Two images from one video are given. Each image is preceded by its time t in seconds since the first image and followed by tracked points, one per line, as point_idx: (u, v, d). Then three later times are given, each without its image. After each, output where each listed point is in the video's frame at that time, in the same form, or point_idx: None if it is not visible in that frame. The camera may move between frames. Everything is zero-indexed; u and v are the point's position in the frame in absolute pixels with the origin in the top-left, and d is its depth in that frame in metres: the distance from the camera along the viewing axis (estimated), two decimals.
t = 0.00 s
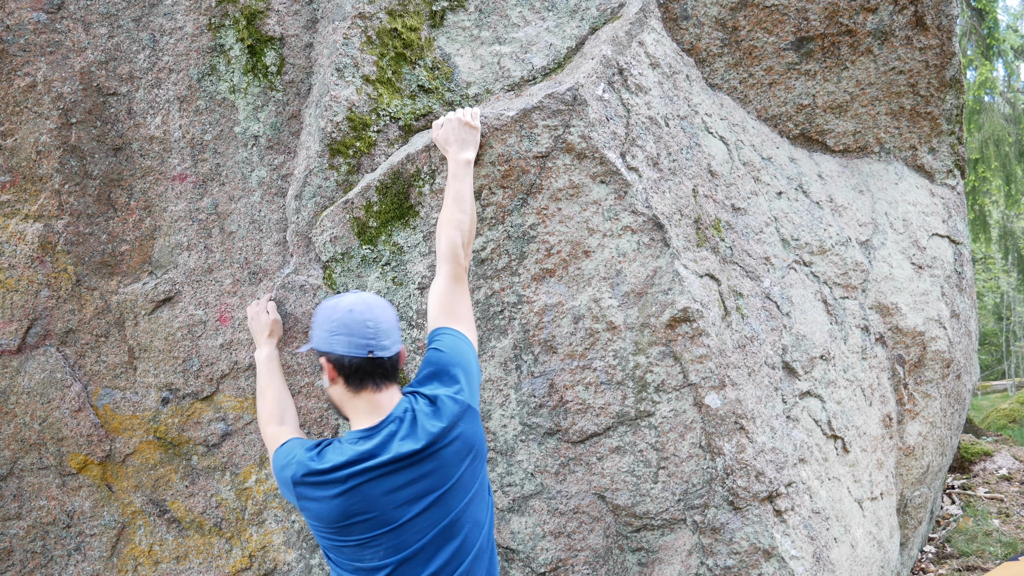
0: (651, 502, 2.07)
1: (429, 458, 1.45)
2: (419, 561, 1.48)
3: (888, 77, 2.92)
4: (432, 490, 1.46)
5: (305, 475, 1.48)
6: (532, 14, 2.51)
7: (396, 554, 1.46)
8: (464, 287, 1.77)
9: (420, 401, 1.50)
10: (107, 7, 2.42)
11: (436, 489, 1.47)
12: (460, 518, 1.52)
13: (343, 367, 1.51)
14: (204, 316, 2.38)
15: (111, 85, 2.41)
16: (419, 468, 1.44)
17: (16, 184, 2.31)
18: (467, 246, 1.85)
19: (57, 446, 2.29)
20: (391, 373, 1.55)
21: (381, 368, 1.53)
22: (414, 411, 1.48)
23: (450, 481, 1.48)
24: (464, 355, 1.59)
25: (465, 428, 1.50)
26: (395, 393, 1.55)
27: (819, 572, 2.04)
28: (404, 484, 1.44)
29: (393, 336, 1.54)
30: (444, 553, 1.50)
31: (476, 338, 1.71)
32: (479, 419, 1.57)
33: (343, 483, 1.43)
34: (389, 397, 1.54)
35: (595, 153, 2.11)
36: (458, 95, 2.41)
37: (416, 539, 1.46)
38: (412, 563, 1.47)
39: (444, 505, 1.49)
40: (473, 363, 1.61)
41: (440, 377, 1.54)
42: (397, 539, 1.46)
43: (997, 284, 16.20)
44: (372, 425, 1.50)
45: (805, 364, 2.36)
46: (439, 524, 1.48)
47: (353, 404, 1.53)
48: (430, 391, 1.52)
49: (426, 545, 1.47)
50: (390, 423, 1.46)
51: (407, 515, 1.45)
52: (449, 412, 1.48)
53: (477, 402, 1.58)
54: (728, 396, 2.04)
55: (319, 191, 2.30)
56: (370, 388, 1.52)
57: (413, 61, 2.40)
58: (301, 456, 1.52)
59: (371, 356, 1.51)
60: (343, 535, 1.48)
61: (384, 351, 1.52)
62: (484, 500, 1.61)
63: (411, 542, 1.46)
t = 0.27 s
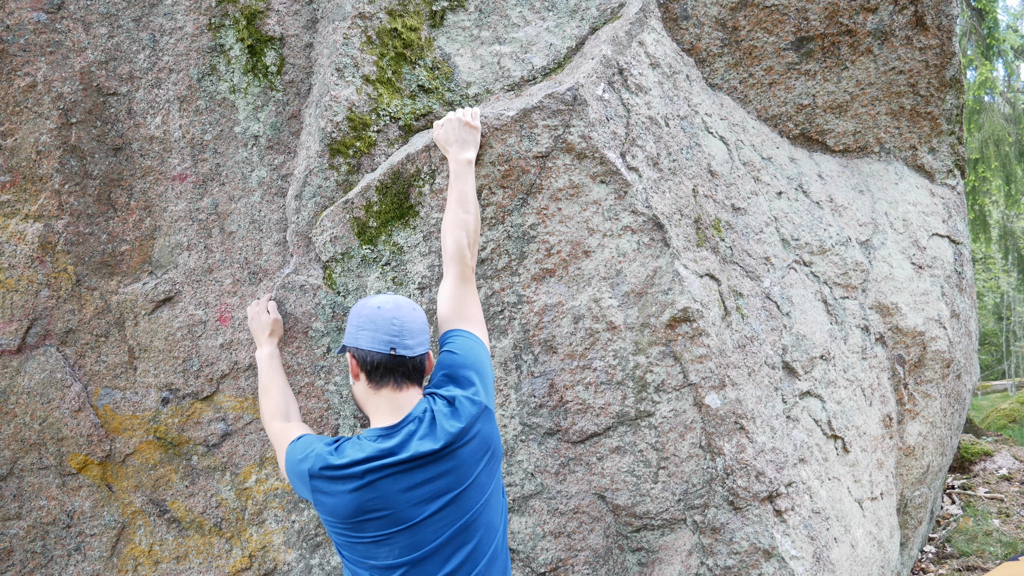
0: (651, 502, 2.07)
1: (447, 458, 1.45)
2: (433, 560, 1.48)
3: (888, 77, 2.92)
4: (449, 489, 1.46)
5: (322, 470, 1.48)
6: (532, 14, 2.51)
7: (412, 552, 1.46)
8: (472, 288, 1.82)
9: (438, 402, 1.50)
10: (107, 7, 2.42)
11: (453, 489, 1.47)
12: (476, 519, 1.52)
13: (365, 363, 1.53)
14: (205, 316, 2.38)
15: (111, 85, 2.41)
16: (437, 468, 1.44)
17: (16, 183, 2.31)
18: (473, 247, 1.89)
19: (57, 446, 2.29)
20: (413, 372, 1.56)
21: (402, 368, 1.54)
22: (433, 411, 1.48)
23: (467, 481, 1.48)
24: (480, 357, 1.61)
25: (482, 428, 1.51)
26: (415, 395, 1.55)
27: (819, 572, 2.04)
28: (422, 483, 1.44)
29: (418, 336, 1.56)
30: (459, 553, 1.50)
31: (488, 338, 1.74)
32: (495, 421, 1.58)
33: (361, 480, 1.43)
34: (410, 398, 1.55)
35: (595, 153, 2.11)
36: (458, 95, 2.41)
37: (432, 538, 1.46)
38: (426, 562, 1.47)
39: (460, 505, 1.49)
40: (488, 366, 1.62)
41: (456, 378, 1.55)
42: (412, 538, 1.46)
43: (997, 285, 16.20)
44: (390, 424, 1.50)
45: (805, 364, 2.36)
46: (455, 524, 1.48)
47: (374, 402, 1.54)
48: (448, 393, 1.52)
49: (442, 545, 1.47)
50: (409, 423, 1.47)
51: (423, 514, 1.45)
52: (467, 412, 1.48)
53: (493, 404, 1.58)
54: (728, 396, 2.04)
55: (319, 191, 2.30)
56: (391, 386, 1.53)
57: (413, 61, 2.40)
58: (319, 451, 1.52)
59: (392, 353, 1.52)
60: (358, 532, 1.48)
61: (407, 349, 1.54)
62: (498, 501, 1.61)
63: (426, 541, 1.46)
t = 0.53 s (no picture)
0: (651, 502, 2.07)
1: (450, 457, 1.44)
2: (440, 562, 1.46)
3: (888, 77, 2.92)
4: (453, 489, 1.45)
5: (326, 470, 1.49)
6: (532, 14, 2.51)
7: (418, 553, 1.45)
8: (475, 286, 1.84)
9: (440, 401, 1.51)
10: (107, 7, 2.42)
11: (457, 488, 1.46)
12: (482, 519, 1.51)
13: (371, 366, 1.56)
14: (205, 316, 2.38)
15: (111, 85, 2.41)
16: (441, 467, 1.44)
17: (16, 183, 2.31)
18: (474, 245, 1.90)
19: (57, 446, 2.29)
20: (419, 375, 1.58)
21: (406, 370, 1.56)
22: (435, 411, 1.48)
23: (472, 481, 1.47)
24: (481, 357, 1.61)
25: (486, 427, 1.51)
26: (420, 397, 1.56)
27: (819, 572, 2.04)
28: (425, 483, 1.43)
29: (422, 339, 1.58)
30: (466, 554, 1.48)
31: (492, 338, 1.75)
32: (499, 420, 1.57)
33: (363, 480, 1.43)
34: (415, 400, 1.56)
35: (595, 153, 2.11)
36: (458, 95, 2.41)
37: (438, 539, 1.45)
38: (432, 563, 1.46)
39: (466, 505, 1.48)
40: (490, 366, 1.62)
41: (459, 378, 1.56)
42: (417, 539, 1.45)
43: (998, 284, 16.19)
44: (394, 425, 1.51)
45: (805, 364, 2.36)
46: (461, 524, 1.47)
47: (379, 404, 1.56)
48: (450, 392, 1.52)
49: (448, 546, 1.46)
50: (413, 423, 1.47)
51: (428, 514, 1.44)
52: (470, 411, 1.48)
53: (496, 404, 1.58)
54: (728, 396, 2.04)
55: (319, 191, 2.30)
56: (396, 388, 1.55)
57: (413, 61, 2.40)
58: (322, 451, 1.53)
59: (397, 355, 1.55)
60: (363, 533, 1.48)
61: (412, 352, 1.56)
62: (505, 501, 1.60)
63: (431, 541, 1.45)
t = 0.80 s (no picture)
0: (651, 502, 2.07)
1: (454, 453, 1.44)
2: (443, 559, 1.46)
3: (888, 77, 2.92)
4: (457, 485, 1.44)
5: (329, 465, 1.50)
6: (532, 14, 2.51)
7: (421, 550, 1.45)
8: (479, 284, 1.87)
9: (445, 397, 1.50)
10: (107, 7, 2.42)
11: (461, 485, 1.45)
12: (487, 516, 1.49)
13: (376, 362, 1.56)
14: (205, 316, 2.38)
15: (111, 85, 2.41)
16: (445, 463, 1.43)
17: (16, 183, 2.31)
18: (476, 243, 1.91)
19: (57, 446, 2.29)
20: (425, 371, 1.58)
21: (413, 365, 1.56)
22: (440, 407, 1.48)
23: (476, 477, 1.46)
24: (487, 354, 1.61)
25: (491, 423, 1.50)
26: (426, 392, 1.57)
27: (819, 572, 2.03)
28: (429, 479, 1.42)
29: (429, 334, 1.60)
30: (470, 551, 1.47)
31: (497, 333, 1.77)
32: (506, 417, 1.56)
33: (366, 475, 1.44)
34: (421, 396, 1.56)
35: (595, 153, 2.11)
36: (458, 95, 2.41)
37: (442, 536, 1.45)
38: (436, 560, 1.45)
39: (470, 502, 1.47)
40: (496, 362, 1.62)
41: (464, 374, 1.56)
42: (421, 535, 1.44)
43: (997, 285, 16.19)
44: (399, 420, 1.51)
45: (805, 364, 2.36)
46: (465, 521, 1.46)
47: (385, 401, 1.55)
48: (455, 389, 1.52)
49: (452, 543, 1.45)
50: (416, 419, 1.47)
51: (431, 510, 1.44)
52: (475, 407, 1.47)
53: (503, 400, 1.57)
54: (728, 396, 2.04)
55: (319, 191, 2.30)
56: (403, 383, 1.55)
57: (413, 61, 2.40)
58: (326, 447, 1.54)
59: (405, 350, 1.55)
60: (366, 529, 1.48)
61: (419, 347, 1.57)
62: (512, 500, 1.59)
63: (434, 538, 1.45)
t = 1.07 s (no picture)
0: (651, 502, 2.08)
1: (453, 448, 1.43)
2: (441, 555, 1.45)
3: (888, 77, 2.92)
4: (456, 481, 1.44)
5: (328, 460, 1.51)
6: (532, 14, 2.51)
7: (419, 546, 1.44)
8: (481, 281, 1.84)
9: (445, 393, 1.50)
10: (107, 7, 2.42)
11: (460, 480, 1.44)
12: (486, 513, 1.48)
13: (375, 355, 1.56)
14: (205, 316, 2.38)
15: (111, 85, 2.41)
16: (443, 458, 1.43)
17: (16, 183, 2.31)
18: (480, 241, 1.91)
19: (57, 446, 2.29)
20: (424, 365, 1.57)
21: (409, 358, 1.55)
22: (440, 402, 1.47)
23: (475, 474, 1.46)
24: (489, 350, 1.60)
25: (491, 419, 1.49)
26: (425, 385, 1.57)
27: (819, 572, 2.03)
28: (427, 474, 1.42)
29: (427, 327, 1.58)
30: (468, 548, 1.46)
31: (500, 328, 1.74)
32: (507, 412, 1.55)
33: (364, 470, 1.44)
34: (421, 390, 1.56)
35: (595, 153, 2.11)
36: (458, 95, 2.41)
37: (439, 532, 1.44)
38: (434, 557, 1.45)
39: (469, 499, 1.46)
40: (499, 358, 1.61)
41: (466, 369, 1.56)
42: (418, 531, 1.44)
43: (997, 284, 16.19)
44: (398, 415, 1.51)
45: (805, 364, 2.36)
46: (463, 518, 1.45)
47: (384, 395, 1.56)
48: (456, 384, 1.52)
49: (449, 540, 1.44)
50: (416, 414, 1.47)
51: (428, 506, 1.43)
52: (475, 402, 1.47)
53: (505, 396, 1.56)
54: (728, 396, 2.05)
55: (319, 191, 2.30)
56: (400, 376, 1.55)
57: (413, 61, 2.40)
58: (326, 442, 1.55)
59: (400, 344, 1.55)
60: (364, 524, 1.48)
61: (416, 341, 1.56)
62: (514, 497, 1.57)
63: (432, 534, 1.44)
